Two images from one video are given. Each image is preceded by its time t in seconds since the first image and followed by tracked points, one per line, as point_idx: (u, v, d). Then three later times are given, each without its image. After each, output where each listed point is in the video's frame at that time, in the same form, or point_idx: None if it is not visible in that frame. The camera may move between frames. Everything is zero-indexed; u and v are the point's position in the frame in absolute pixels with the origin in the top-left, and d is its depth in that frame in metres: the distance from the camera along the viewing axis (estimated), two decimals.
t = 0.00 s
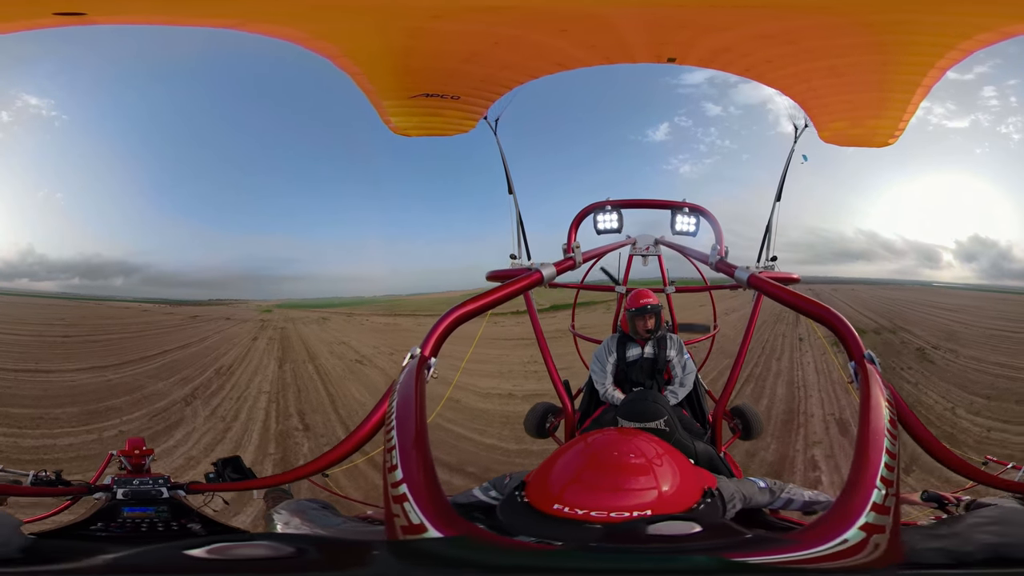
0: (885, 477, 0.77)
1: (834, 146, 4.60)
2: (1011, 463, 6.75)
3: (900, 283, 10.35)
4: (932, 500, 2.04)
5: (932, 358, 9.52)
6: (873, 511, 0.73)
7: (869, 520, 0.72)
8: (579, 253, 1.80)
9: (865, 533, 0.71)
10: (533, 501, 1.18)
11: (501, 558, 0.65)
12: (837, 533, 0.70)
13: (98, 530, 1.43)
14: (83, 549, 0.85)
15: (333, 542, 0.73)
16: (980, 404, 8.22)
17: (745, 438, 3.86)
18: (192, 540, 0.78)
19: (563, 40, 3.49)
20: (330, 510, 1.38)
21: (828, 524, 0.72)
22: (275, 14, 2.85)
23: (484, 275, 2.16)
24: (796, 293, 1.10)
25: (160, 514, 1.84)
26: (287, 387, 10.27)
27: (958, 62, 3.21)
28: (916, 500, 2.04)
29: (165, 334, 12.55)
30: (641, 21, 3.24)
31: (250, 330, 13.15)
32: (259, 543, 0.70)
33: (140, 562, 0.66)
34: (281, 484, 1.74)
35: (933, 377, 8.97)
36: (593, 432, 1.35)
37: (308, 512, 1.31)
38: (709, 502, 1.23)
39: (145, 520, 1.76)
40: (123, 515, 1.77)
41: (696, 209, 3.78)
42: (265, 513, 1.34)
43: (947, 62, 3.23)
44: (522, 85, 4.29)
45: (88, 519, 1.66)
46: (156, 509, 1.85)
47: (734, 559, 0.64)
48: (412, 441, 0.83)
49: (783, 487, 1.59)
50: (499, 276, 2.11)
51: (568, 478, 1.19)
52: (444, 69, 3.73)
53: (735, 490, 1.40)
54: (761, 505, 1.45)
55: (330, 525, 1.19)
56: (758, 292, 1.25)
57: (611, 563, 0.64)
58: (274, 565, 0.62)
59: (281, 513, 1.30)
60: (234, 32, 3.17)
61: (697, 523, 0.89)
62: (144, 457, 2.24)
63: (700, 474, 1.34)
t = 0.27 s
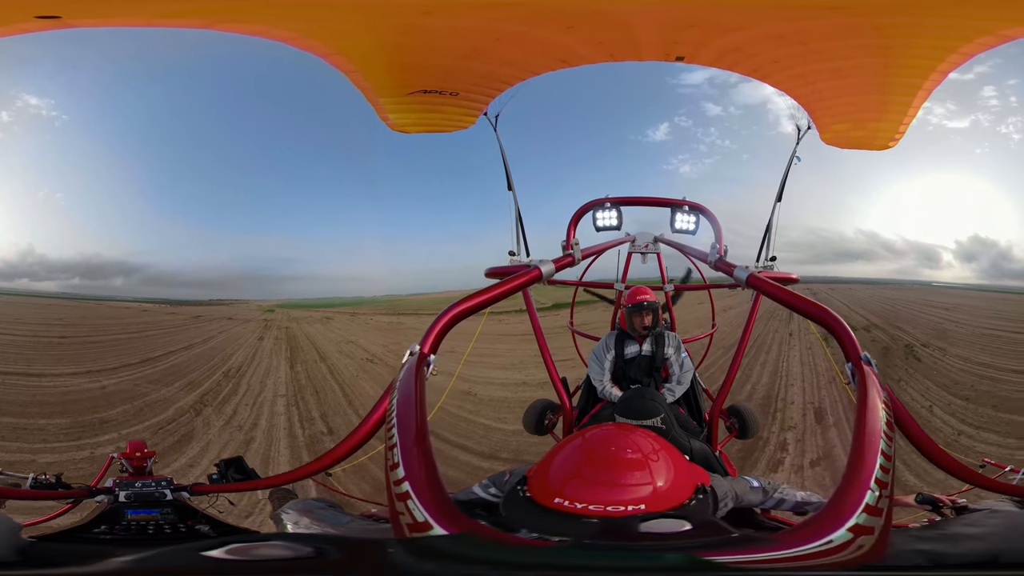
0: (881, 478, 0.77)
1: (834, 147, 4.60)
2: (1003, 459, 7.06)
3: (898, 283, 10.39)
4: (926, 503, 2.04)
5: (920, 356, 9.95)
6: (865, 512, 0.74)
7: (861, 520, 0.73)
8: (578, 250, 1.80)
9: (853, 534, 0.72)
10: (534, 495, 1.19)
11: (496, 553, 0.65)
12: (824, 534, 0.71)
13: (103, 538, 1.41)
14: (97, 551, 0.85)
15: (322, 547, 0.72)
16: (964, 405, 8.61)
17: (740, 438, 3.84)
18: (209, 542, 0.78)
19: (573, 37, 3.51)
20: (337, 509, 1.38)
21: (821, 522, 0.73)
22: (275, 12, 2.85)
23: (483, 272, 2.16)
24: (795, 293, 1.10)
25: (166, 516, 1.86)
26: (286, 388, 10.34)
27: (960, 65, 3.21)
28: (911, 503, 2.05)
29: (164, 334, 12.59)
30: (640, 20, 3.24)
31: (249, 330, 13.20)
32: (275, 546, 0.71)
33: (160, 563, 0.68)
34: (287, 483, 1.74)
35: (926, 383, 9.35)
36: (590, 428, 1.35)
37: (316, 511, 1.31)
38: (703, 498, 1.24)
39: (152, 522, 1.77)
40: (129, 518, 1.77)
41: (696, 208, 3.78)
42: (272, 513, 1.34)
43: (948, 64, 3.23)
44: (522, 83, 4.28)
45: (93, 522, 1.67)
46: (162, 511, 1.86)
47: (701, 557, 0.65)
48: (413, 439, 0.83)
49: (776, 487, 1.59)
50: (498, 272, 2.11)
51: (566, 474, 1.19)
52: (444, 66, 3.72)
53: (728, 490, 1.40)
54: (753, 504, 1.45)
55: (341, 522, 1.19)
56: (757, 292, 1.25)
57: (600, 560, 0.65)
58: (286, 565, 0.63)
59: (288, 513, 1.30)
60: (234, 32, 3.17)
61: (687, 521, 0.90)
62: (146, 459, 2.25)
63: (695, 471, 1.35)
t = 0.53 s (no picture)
0: (872, 481, 0.78)
1: (836, 148, 4.58)
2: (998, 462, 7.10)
3: (896, 282, 10.40)
4: (916, 505, 2.05)
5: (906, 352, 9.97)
6: (853, 513, 0.74)
7: (847, 522, 0.73)
8: (575, 246, 1.80)
9: (834, 535, 0.72)
10: (535, 487, 1.18)
11: (489, 551, 0.65)
12: (807, 535, 0.71)
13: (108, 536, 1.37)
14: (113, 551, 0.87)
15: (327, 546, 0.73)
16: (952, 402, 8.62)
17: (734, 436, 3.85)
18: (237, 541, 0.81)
19: (577, 35, 3.52)
20: (344, 509, 1.38)
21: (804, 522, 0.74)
22: (275, 12, 2.85)
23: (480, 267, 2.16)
24: (793, 293, 1.10)
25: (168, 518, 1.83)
26: (284, 389, 10.36)
27: (961, 66, 3.21)
28: (901, 505, 2.06)
29: (162, 334, 12.57)
30: (640, 19, 3.24)
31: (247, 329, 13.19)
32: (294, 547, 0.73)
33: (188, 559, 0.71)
34: (291, 484, 1.73)
35: (913, 380, 9.30)
36: (586, 421, 1.35)
37: (322, 511, 1.30)
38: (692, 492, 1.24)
39: (156, 523, 1.72)
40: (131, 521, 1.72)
41: (695, 204, 3.79)
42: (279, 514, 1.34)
43: (949, 66, 3.23)
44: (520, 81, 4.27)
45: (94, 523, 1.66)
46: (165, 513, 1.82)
47: (678, 555, 0.66)
48: (413, 437, 0.83)
49: (765, 486, 1.60)
50: (495, 268, 2.11)
51: (564, 466, 1.20)
52: (444, 64, 3.72)
53: (717, 488, 1.40)
54: (741, 503, 1.45)
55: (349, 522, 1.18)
56: (754, 290, 1.26)
57: (593, 555, 0.65)
58: (303, 565, 0.65)
59: (296, 512, 1.29)
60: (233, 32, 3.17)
61: (676, 518, 0.91)
62: (146, 463, 2.24)
63: (685, 466, 1.35)
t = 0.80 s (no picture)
0: (862, 478, 0.77)
1: (835, 148, 4.59)
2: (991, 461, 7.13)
3: (891, 281, 10.40)
4: (903, 505, 2.04)
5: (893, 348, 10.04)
6: (838, 510, 0.74)
7: (830, 519, 0.73)
8: (571, 242, 1.80)
9: (815, 533, 0.72)
10: (547, 482, 1.18)
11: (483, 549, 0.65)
12: (790, 531, 0.70)
13: (98, 541, 1.33)
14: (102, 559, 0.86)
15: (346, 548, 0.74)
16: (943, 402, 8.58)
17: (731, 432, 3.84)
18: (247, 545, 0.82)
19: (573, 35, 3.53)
20: (350, 510, 1.37)
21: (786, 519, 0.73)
22: (274, 12, 2.84)
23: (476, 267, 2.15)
24: (791, 290, 1.09)
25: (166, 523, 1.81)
26: (279, 390, 10.27)
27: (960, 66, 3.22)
28: (887, 505, 2.06)
29: (157, 334, 12.53)
30: (640, 18, 3.24)
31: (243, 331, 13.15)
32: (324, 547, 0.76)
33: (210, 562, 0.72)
34: (293, 485, 1.72)
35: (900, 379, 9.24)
36: (586, 414, 1.35)
37: (330, 512, 1.29)
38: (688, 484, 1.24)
39: (151, 529, 1.71)
40: (124, 525, 1.74)
41: (691, 200, 3.78)
42: (285, 517, 1.33)
43: (949, 66, 3.23)
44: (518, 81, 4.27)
45: (87, 529, 1.64)
46: (161, 518, 1.82)
47: (678, 552, 0.66)
48: (415, 436, 0.83)
49: (757, 482, 1.62)
50: (492, 267, 2.11)
51: (570, 458, 1.20)
52: (443, 64, 3.72)
53: (712, 482, 1.40)
54: (735, 498, 1.45)
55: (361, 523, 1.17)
56: (751, 286, 1.25)
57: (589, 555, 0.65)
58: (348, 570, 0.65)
59: (303, 516, 1.28)
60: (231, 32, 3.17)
61: (670, 513, 0.91)
62: (141, 467, 2.23)
63: (683, 458, 1.35)
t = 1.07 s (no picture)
0: (858, 475, 0.77)
1: (833, 147, 4.59)
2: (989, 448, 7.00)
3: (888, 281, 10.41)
4: (897, 502, 2.05)
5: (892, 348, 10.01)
6: (835, 508, 0.74)
7: (828, 516, 0.73)
8: (566, 243, 1.80)
9: (814, 530, 0.72)
10: (539, 482, 1.18)
11: (481, 548, 0.66)
12: (788, 529, 0.71)
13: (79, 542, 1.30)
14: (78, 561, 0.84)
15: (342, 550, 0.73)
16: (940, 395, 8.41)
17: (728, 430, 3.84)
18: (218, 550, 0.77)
19: (565, 36, 3.52)
20: (344, 511, 1.37)
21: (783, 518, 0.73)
22: (272, 12, 2.83)
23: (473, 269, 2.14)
24: (786, 288, 1.09)
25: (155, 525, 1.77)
26: (272, 386, 10.20)
27: (958, 64, 3.23)
28: (881, 501, 2.07)
29: (152, 334, 12.50)
30: (638, 18, 3.24)
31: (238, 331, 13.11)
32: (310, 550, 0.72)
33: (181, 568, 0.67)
34: (289, 488, 1.71)
35: (893, 375, 9.06)
36: (582, 414, 1.35)
37: (325, 515, 1.28)
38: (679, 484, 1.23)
39: (138, 529, 1.67)
40: (112, 527, 1.70)
41: (686, 199, 3.78)
42: (279, 519, 1.32)
43: (948, 63, 3.23)
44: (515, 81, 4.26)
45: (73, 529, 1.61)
46: (150, 519, 1.79)
47: (683, 549, 0.66)
48: (411, 438, 0.83)
49: (755, 480, 1.62)
50: (488, 268, 2.11)
51: (567, 454, 1.20)
52: (440, 65, 3.71)
53: (709, 481, 1.40)
54: (733, 496, 1.46)
55: (357, 525, 1.14)
56: (747, 285, 1.25)
57: (596, 549, 0.65)
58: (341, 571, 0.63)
59: (297, 518, 1.27)
60: (228, 33, 3.16)
61: (672, 511, 0.90)
62: (134, 468, 2.21)
63: (678, 458, 1.35)
